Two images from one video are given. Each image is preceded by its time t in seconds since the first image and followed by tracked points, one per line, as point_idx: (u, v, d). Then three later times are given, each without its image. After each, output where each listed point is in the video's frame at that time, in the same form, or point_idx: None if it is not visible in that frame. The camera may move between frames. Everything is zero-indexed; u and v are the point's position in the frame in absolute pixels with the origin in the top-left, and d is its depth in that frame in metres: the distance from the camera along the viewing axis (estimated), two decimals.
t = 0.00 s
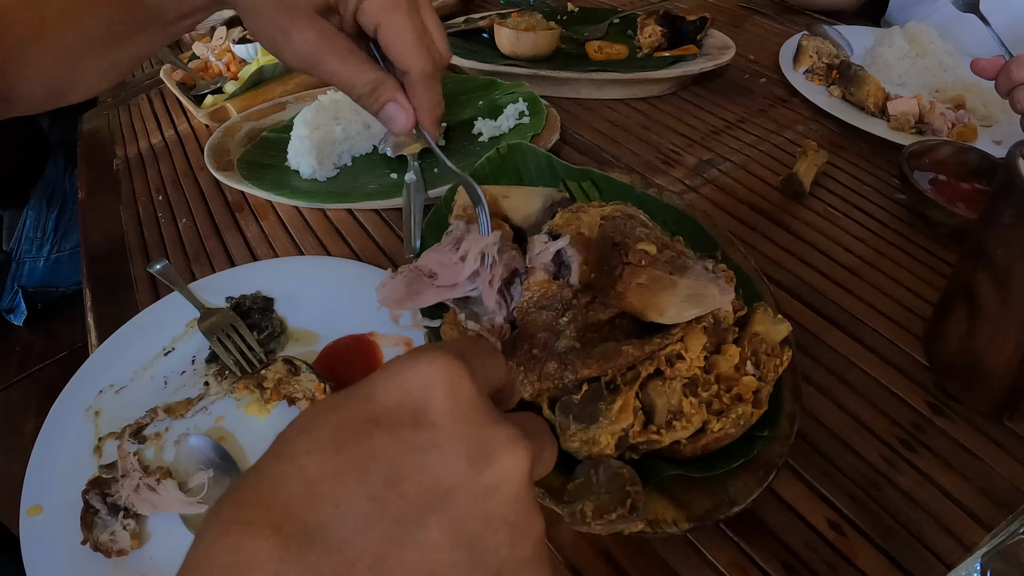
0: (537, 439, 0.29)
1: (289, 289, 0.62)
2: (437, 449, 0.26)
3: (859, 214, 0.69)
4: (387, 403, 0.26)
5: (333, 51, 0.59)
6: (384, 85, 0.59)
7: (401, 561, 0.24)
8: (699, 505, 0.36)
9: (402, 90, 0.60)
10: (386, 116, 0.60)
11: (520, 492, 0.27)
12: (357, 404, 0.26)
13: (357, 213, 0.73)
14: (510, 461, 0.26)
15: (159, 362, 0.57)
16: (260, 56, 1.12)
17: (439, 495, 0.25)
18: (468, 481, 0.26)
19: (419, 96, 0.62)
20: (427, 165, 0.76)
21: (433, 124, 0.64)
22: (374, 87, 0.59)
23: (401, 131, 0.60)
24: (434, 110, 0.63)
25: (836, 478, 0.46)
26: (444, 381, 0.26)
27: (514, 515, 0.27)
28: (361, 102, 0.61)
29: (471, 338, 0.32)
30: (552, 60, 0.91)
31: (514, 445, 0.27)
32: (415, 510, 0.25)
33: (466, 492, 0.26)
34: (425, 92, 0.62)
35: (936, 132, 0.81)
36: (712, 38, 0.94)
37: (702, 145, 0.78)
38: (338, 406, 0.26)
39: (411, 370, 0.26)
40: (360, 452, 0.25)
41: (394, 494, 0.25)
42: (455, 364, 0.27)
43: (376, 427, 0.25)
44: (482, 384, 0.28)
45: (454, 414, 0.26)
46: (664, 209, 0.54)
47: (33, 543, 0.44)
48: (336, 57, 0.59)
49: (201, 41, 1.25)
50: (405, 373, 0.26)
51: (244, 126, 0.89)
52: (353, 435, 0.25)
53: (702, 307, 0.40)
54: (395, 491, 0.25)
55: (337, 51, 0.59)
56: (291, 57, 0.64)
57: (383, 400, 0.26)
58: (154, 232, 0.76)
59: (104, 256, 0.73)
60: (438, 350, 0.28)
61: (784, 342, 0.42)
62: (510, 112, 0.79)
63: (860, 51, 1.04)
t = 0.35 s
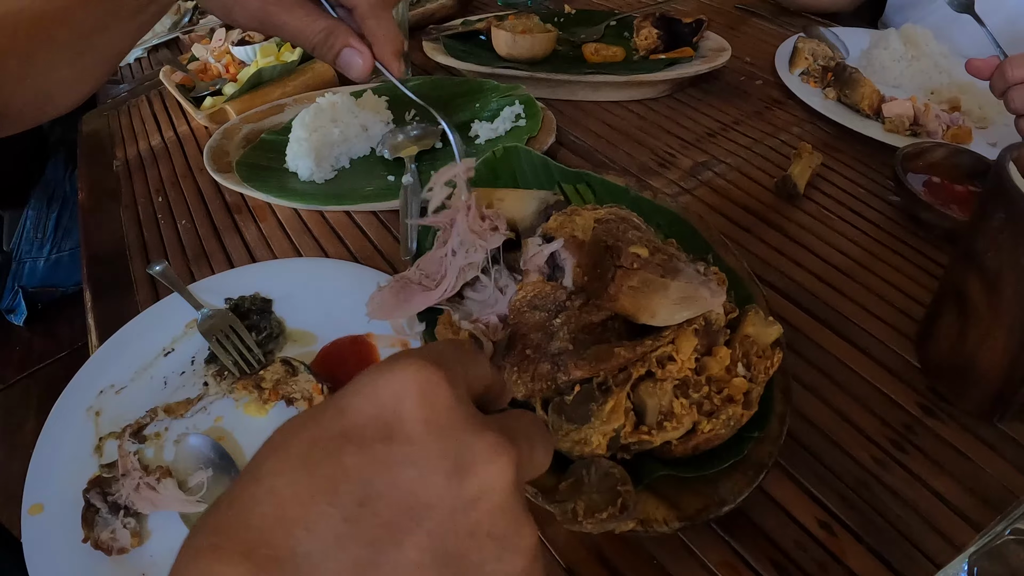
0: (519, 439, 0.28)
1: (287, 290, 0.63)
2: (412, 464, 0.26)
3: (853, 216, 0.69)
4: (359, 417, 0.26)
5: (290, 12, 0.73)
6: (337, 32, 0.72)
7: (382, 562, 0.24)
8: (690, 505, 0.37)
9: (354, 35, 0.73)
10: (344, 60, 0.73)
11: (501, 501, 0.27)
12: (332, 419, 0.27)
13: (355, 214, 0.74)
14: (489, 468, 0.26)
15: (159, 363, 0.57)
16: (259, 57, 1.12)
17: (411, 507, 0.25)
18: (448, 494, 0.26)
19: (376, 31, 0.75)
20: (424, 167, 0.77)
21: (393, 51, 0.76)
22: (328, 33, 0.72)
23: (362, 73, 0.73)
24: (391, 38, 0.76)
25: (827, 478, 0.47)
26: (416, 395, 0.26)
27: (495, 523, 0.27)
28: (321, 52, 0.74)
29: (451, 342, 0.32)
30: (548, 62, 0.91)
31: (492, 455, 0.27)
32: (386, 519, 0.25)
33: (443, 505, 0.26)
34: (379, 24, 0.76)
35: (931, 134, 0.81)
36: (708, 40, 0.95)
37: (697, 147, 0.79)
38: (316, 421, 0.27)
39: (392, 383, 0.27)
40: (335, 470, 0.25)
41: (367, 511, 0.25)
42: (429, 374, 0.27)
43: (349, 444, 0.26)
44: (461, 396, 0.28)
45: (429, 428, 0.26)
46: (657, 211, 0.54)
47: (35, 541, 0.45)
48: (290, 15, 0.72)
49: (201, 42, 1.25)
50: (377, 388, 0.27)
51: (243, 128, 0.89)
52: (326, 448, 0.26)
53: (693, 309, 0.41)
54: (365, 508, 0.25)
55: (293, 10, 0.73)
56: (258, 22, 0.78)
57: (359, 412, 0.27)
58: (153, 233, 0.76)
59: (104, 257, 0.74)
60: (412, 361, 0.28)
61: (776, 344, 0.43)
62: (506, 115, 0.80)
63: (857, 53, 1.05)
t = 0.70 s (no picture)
0: (485, 391, 0.26)
1: (287, 290, 0.63)
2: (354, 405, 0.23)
3: (851, 217, 0.70)
4: (296, 362, 0.24)
5: (269, 10, 0.76)
6: (311, 29, 0.75)
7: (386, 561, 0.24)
8: (688, 503, 0.37)
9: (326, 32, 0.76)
10: (318, 57, 0.76)
11: (452, 442, 0.23)
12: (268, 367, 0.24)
13: (354, 214, 0.74)
14: (432, 405, 0.23)
15: (160, 362, 0.58)
16: (259, 57, 1.13)
17: (349, 453, 0.23)
18: (385, 432, 0.23)
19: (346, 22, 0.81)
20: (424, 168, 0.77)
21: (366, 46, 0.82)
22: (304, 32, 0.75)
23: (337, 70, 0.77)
24: (364, 35, 0.82)
25: (824, 477, 0.47)
26: (354, 333, 0.24)
27: (464, 488, 0.23)
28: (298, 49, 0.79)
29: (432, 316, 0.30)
30: (548, 63, 0.91)
31: (436, 391, 0.24)
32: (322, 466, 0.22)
33: (382, 446, 0.23)
34: (351, 20, 0.82)
35: (929, 135, 0.82)
36: (707, 41, 0.95)
37: (695, 147, 0.79)
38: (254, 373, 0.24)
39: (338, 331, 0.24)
40: (265, 414, 0.23)
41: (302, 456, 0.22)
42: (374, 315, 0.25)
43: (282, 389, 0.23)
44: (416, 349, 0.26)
45: (366, 366, 0.24)
46: (655, 211, 0.55)
47: (37, 540, 0.45)
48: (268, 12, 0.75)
49: (201, 42, 1.26)
50: (313, 332, 0.24)
51: (244, 128, 0.90)
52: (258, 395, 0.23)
53: (691, 309, 0.41)
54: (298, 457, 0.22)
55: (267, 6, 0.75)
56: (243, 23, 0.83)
57: (297, 361, 0.24)
58: (153, 233, 0.76)
59: (104, 257, 0.74)
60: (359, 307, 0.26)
61: (772, 344, 0.43)
62: (506, 115, 0.80)
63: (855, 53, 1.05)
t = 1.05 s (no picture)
0: (501, 367, 0.28)
1: (289, 292, 0.63)
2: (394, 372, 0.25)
3: (851, 219, 0.70)
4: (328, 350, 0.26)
5: (274, 71, 0.62)
6: (322, 97, 0.62)
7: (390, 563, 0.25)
8: (688, 504, 0.37)
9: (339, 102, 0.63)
10: (327, 127, 0.62)
11: (479, 406, 0.26)
12: (305, 341, 0.27)
13: (356, 216, 0.75)
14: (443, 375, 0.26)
15: (163, 363, 0.58)
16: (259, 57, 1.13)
17: (385, 415, 0.25)
18: (418, 397, 0.25)
19: (354, 91, 0.64)
20: (425, 171, 0.77)
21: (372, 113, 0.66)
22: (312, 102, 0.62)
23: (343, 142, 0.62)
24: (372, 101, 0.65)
25: (823, 478, 0.47)
26: (383, 308, 0.27)
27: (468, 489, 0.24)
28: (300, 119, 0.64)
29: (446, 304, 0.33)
30: (548, 64, 0.91)
31: (465, 359, 0.26)
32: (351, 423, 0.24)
33: (409, 409, 0.25)
34: (358, 87, 0.64)
35: (928, 137, 0.82)
36: (706, 42, 0.95)
37: (696, 149, 0.80)
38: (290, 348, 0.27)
39: (375, 319, 0.27)
40: (305, 392, 0.25)
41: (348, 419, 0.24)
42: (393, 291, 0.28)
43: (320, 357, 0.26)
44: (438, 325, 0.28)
45: (396, 337, 0.27)
46: (655, 214, 0.55)
47: (39, 541, 0.45)
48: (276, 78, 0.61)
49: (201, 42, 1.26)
50: (346, 309, 0.27)
51: (245, 130, 0.90)
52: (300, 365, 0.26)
53: (692, 311, 0.41)
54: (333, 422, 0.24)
55: (276, 71, 0.62)
56: (236, 77, 0.66)
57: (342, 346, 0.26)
58: (154, 234, 0.77)
59: (106, 259, 0.74)
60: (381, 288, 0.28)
61: (772, 346, 0.43)
62: (507, 117, 0.80)
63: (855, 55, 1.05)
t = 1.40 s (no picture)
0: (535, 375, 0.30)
1: (296, 292, 0.63)
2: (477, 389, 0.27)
3: (854, 221, 0.70)
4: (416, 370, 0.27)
5: (297, 99, 0.64)
6: (345, 122, 0.63)
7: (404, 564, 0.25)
8: (695, 505, 0.38)
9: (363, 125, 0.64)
10: (350, 151, 0.63)
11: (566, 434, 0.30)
12: (410, 362, 0.28)
13: (361, 217, 0.75)
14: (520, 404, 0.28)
15: (168, 365, 0.58)
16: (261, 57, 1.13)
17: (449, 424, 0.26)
18: (519, 424, 0.28)
19: (377, 116, 0.66)
20: (431, 173, 0.77)
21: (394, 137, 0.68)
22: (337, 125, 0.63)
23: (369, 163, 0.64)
24: (394, 126, 0.67)
25: (827, 479, 0.48)
26: (485, 339, 0.28)
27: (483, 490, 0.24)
28: (326, 142, 0.65)
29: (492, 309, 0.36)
30: (552, 66, 0.92)
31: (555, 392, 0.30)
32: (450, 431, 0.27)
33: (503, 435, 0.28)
34: (381, 112, 0.66)
35: (930, 139, 0.82)
36: (709, 45, 0.96)
37: (699, 151, 0.80)
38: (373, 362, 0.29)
39: (448, 330, 0.28)
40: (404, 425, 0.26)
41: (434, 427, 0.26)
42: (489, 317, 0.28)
43: (430, 382, 0.27)
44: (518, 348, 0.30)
45: (498, 366, 0.28)
46: (659, 215, 0.55)
47: (48, 544, 0.46)
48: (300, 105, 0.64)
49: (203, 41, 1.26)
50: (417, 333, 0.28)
51: (249, 131, 0.90)
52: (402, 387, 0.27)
53: (699, 314, 0.41)
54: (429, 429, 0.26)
55: (301, 99, 0.64)
56: (261, 107, 0.68)
57: (427, 364, 0.28)
58: (159, 236, 0.77)
59: (110, 260, 0.74)
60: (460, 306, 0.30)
61: (778, 348, 0.43)
62: (511, 120, 0.80)
63: (857, 57, 1.06)
